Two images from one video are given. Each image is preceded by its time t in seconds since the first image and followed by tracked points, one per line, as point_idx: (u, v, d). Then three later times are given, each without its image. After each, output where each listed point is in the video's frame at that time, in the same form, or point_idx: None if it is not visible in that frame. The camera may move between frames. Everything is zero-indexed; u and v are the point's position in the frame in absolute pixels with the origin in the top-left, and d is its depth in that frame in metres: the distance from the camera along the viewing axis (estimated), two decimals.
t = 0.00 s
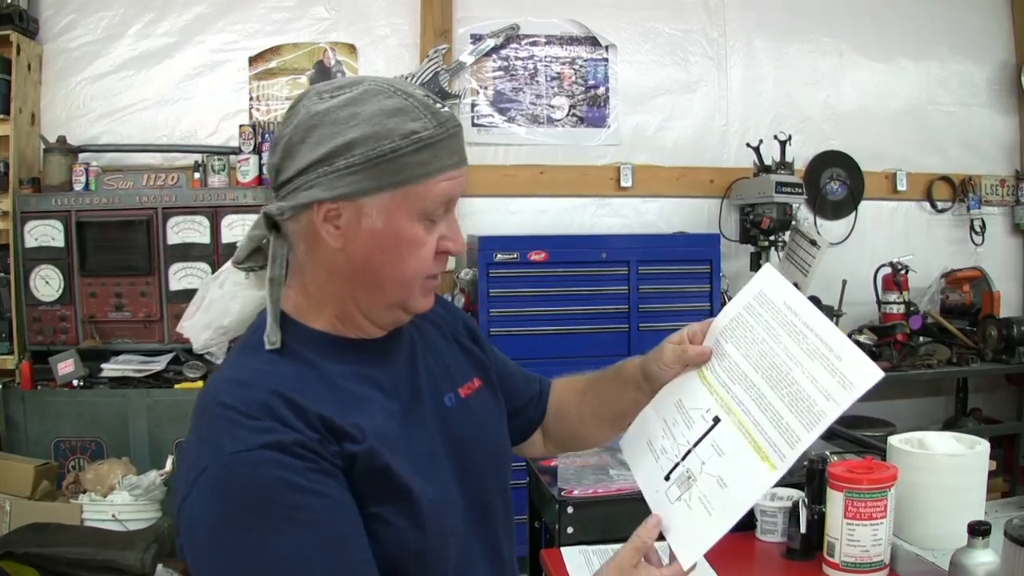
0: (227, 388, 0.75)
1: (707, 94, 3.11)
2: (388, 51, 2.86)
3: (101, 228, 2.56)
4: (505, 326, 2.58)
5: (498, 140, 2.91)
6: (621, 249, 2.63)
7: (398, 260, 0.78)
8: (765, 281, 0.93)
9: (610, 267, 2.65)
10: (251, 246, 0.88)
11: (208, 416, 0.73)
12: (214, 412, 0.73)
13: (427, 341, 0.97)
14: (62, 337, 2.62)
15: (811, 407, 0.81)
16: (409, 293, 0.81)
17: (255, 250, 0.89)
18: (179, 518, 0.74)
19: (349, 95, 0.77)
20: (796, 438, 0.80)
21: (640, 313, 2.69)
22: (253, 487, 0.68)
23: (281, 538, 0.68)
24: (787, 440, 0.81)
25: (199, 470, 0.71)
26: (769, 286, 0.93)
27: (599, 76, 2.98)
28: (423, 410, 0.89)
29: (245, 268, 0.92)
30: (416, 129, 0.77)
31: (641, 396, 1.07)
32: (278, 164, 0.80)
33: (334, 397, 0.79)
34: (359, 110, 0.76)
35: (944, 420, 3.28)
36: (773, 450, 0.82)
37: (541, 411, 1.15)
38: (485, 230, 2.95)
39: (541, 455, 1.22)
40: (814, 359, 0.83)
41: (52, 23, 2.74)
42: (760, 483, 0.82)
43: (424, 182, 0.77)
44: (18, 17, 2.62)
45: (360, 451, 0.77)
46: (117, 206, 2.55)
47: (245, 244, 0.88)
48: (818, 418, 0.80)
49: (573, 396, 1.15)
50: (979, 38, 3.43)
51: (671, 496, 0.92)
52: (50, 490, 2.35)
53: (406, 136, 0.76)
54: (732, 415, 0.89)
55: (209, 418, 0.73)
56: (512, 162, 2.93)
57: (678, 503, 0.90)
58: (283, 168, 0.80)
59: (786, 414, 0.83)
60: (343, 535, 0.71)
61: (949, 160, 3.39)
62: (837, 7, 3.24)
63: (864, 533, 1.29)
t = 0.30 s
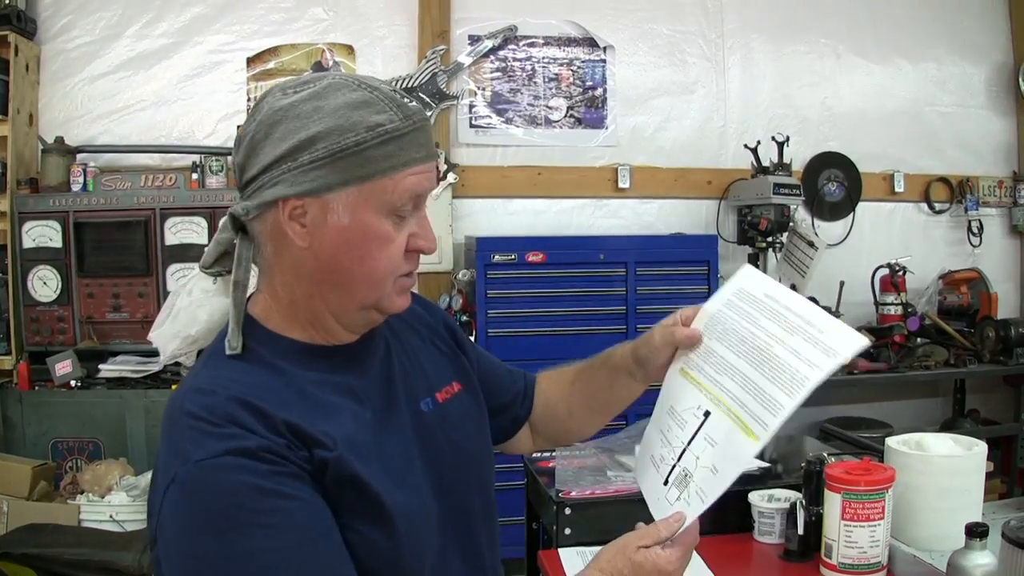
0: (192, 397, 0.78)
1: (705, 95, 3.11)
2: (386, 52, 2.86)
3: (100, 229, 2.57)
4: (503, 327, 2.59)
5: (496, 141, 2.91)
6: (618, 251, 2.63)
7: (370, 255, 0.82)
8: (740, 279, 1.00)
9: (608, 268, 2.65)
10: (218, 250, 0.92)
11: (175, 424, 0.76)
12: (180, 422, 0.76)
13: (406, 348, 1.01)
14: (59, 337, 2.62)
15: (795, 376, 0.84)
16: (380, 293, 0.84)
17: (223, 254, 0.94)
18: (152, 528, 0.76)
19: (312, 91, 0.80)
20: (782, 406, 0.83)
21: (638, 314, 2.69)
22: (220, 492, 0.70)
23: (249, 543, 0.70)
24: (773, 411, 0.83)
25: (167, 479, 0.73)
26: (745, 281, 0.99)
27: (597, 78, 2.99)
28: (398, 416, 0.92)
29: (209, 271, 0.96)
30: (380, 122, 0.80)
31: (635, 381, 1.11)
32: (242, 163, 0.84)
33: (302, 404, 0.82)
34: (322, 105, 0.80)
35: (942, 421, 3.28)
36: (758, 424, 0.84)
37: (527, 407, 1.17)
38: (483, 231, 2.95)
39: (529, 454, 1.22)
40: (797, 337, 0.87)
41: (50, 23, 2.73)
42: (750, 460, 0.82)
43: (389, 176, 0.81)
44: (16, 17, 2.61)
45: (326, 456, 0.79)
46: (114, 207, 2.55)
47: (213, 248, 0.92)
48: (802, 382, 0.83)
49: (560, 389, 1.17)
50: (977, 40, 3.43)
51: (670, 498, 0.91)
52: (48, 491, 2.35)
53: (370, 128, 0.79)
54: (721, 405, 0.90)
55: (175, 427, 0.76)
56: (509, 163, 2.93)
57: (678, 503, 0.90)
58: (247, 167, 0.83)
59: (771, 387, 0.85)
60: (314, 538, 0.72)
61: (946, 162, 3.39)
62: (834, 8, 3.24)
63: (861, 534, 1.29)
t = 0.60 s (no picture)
0: (176, 401, 0.80)
1: (705, 96, 3.11)
2: (386, 53, 2.86)
3: (99, 229, 2.57)
4: (503, 328, 2.58)
5: (496, 141, 2.90)
6: (617, 252, 2.63)
7: (356, 246, 0.84)
8: (716, 240, 0.99)
9: (607, 269, 2.65)
10: (200, 255, 0.96)
11: (161, 429, 0.78)
12: (166, 426, 0.77)
13: (394, 349, 1.04)
14: (59, 338, 2.61)
15: (791, 338, 0.84)
16: (363, 289, 0.86)
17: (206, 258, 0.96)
18: (142, 534, 0.77)
19: (291, 87, 0.83)
20: (782, 370, 0.83)
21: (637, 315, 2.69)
22: (213, 492, 0.72)
23: (244, 543, 0.72)
24: (774, 377, 0.83)
25: (158, 483, 0.74)
26: (724, 245, 0.99)
27: (596, 78, 2.98)
28: (387, 417, 0.95)
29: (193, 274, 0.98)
30: (361, 113, 0.83)
31: (633, 354, 1.14)
32: (222, 164, 0.86)
33: (289, 405, 0.84)
34: (301, 99, 0.83)
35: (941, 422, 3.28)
36: (761, 392, 0.84)
37: (526, 390, 1.22)
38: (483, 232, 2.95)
39: (534, 434, 1.28)
40: (786, 296, 0.86)
41: (50, 24, 2.73)
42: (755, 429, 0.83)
43: (371, 169, 0.84)
44: (15, 18, 2.61)
45: (315, 457, 0.81)
46: (114, 208, 2.55)
47: (194, 254, 0.96)
48: (800, 343, 0.83)
49: (557, 369, 1.22)
50: (976, 40, 3.43)
51: (670, 474, 0.91)
52: (47, 491, 2.35)
53: (350, 120, 0.82)
54: (721, 378, 0.91)
55: (161, 431, 0.77)
56: (509, 164, 2.93)
57: (680, 478, 0.90)
58: (229, 167, 0.86)
59: (769, 353, 0.85)
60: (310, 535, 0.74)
61: (946, 162, 3.39)
62: (834, 9, 3.24)
63: (861, 536, 1.29)
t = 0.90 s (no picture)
0: (169, 403, 0.80)
1: (705, 98, 3.11)
2: (386, 54, 2.86)
3: (100, 229, 2.57)
4: (503, 329, 2.58)
5: (496, 142, 2.91)
6: (617, 254, 2.63)
7: (349, 244, 0.85)
8: (692, 220, 1.00)
9: (607, 270, 2.65)
10: (191, 260, 0.96)
11: (154, 431, 0.78)
12: (159, 428, 0.77)
13: (390, 351, 1.04)
14: (59, 338, 2.61)
15: (787, 310, 0.84)
16: (355, 287, 0.87)
17: (196, 265, 0.98)
18: (137, 539, 0.77)
19: (279, 86, 0.84)
20: (785, 345, 0.83)
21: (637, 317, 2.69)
22: (211, 491, 0.72)
23: (242, 542, 0.72)
24: (777, 352, 0.84)
25: (153, 486, 0.74)
26: (702, 223, 0.99)
27: (597, 80, 2.98)
28: (384, 418, 0.95)
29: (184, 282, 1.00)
30: (351, 111, 0.83)
31: (632, 353, 1.13)
32: (213, 165, 0.86)
33: (283, 405, 0.85)
34: (290, 98, 0.83)
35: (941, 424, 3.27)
36: (767, 368, 0.84)
37: (524, 391, 1.22)
38: (483, 234, 2.95)
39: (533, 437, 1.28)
40: (775, 267, 0.87)
41: (51, 24, 2.73)
42: (765, 407, 0.83)
43: (362, 166, 0.84)
44: (16, 18, 2.61)
45: (311, 457, 0.81)
46: (115, 208, 2.56)
47: (185, 259, 0.96)
48: (798, 315, 0.83)
49: (556, 370, 1.22)
50: (976, 43, 3.43)
51: (681, 459, 0.91)
52: (47, 491, 2.35)
53: (340, 118, 0.82)
54: (722, 357, 0.91)
55: (154, 433, 0.77)
56: (509, 165, 2.93)
57: (691, 462, 0.90)
58: (219, 168, 0.86)
59: (768, 327, 0.86)
60: (309, 532, 0.74)
61: (946, 165, 3.39)
62: (834, 11, 3.24)
63: (860, 538, 1.29)
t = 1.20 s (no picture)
0: (157, 412, 0.81)
1: (705, 99, 3.11)
2: (386, 57, 2.86)
3: (99, 232, 2.58)
4: (503, 332, 2.58)
5: (496, 145, 2.91)
6: (617, 256, 2.63)
7: (341, 243, 0.86)
8: (684, 209, 1.00)
9: (607, 273, 2.65)
10: (182, 266, 0.99)
11: (142, 441, 0.78)
12: (147, 437, 0.78)
13: (385, 354, 1.05)
14: (59, 341, 2.61)
15: (800, 283, 0.86)
16: (347, 286, 0.88)
17: (187, 269, 1.00)
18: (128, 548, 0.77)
19: (266, 86, 0.85)
20: (803, 319, 0.84)
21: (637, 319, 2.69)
22: (200, 502, 0.73)
23: (227, 554, 0.72)
24: (796, 326, 0.85)
25: (142, 497, 0.75)
26: (693, 210, 1.00)
27: (597, 82, 2.98)
28: (379, 422, 0.96)
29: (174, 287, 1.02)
30: (339, 108, 0.85)
31: (631, 346, 1.14)
32: (202, 168, 0.88)
33: (275, 414, 0.86)
34: (277, 96, 0.84)
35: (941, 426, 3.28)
36: (786, 344, 0.86)
37: (521, 393, 1.22)
38: (483, 236, 2.95)
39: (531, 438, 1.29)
40: (780, 241, 0.88)
41: (51, 26, 2.73)
42: (792, 382, 0.84)
43: (352, 164, 0.86)
44: (16, 21, 2.61)
45: (300, 467, 0.82)
46: (114, 211, 2.56)
47: (176, 265, 0.99)
48: (812, 287, 0.84)
49: (554, 368, 1.23)
50: (976, 45, 3.43)
51: (708, 446, 0.91)
52: (47, 494, 2.35)
53: (328, 115, 0.84)
54: (735, 340, 0.91)
55: (143, 443, 0.78)
56: (509, 168, 2.93)
57: (720, 447, 0.90)
58: (207, 170, 0.87)
59: (782, 304, 0.87)
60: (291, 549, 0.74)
61: (946, 166, 3.39)
62: (834, 13, 3.24)
63: (860, 540, 1.29)
